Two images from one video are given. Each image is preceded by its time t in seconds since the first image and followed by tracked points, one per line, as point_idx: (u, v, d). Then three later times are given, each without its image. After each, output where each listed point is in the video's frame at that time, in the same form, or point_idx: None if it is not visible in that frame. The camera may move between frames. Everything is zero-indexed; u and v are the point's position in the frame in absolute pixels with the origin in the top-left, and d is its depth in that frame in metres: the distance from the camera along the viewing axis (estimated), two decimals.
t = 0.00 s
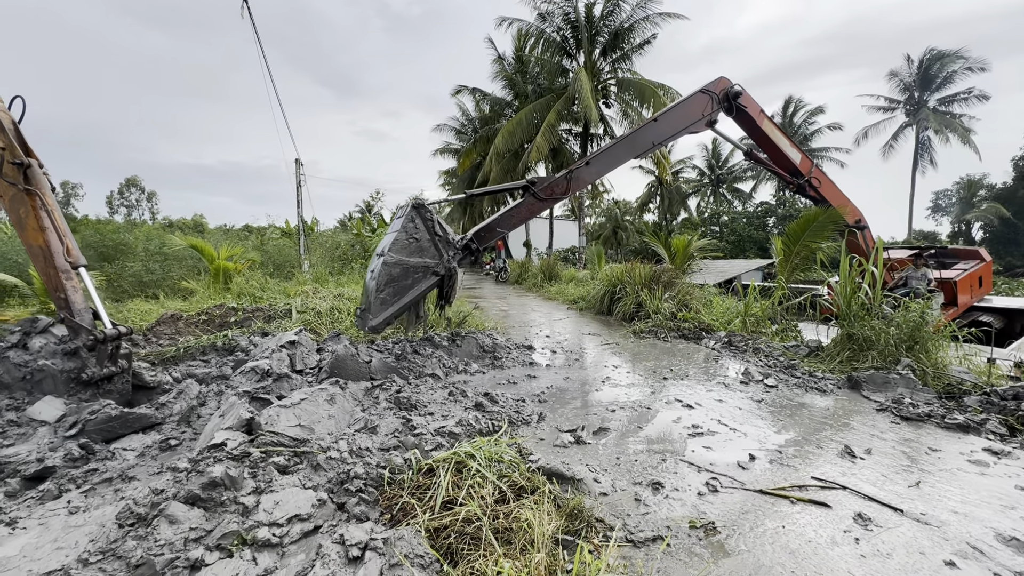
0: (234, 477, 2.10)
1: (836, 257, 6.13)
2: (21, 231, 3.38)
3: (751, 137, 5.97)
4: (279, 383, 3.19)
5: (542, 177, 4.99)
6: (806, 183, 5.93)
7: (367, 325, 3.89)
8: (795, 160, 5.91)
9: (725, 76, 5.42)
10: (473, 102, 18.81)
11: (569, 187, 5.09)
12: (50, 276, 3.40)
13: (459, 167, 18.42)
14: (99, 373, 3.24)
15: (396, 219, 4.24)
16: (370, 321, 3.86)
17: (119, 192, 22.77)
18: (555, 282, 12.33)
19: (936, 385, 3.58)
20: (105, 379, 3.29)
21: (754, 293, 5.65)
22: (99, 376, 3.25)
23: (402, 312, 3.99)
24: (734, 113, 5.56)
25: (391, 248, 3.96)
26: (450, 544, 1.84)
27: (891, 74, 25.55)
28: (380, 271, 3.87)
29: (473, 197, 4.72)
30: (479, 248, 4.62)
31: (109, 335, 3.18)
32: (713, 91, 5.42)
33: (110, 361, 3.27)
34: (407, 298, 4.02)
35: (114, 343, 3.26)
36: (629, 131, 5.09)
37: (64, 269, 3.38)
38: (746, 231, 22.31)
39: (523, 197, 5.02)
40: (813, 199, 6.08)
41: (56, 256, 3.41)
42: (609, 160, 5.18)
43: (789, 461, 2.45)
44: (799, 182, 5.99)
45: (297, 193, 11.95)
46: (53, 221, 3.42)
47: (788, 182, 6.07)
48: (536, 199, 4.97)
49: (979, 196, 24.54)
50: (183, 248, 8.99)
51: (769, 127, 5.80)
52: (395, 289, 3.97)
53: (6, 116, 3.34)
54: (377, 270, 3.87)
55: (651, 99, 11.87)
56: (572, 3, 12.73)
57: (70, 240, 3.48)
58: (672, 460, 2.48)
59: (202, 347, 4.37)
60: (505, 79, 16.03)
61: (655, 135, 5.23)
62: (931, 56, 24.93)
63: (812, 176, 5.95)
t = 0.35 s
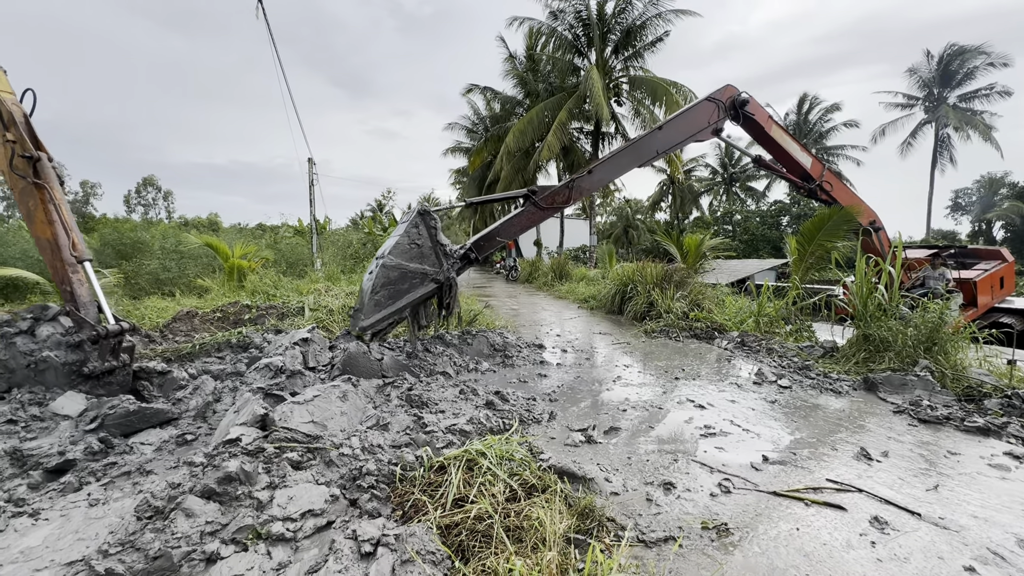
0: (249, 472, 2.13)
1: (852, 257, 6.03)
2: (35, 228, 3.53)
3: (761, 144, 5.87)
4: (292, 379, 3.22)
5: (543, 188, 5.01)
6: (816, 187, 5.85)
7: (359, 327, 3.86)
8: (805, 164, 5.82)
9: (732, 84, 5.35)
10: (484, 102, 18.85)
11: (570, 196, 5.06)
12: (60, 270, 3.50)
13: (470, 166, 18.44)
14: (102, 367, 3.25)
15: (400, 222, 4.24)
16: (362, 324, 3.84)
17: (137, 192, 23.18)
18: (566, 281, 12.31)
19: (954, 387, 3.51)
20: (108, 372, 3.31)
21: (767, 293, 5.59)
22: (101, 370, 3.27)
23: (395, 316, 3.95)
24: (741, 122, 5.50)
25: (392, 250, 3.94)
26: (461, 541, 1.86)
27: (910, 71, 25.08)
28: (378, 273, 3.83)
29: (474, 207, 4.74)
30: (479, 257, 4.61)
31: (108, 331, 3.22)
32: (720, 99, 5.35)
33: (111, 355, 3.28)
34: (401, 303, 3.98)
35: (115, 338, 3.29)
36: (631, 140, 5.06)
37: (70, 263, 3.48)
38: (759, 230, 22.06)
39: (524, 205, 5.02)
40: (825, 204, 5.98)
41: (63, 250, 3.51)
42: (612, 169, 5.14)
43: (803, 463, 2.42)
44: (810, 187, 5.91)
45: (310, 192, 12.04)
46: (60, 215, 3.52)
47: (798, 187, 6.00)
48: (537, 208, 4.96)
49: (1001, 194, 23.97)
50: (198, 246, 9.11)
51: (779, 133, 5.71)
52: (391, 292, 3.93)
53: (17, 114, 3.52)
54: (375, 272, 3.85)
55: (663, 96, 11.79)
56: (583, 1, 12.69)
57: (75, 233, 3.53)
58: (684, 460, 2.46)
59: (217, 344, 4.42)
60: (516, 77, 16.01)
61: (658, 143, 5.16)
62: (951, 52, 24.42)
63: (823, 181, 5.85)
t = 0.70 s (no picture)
0: (269, 468, 2.16)
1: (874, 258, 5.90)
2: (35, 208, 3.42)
3: (776, 151, 5.76)
4: (311, 377, 3.26)
5: (548, 199, 4.91)
6: (834, 192, 5.73)
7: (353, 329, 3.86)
8: (822, 170, 5.70)
9: (744, 93, 5.24)
10: (499, 102, 18.88)
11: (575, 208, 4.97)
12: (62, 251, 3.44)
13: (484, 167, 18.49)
14: (105, 349, 3.31)
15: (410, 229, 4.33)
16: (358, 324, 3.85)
17: (160, 193, 23.71)
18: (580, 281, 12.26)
19: (982, 392, 3.41)
20: (111, 355, 3.37)
21: (786, 294, 5.50)
22: (104, 352, 3.32)
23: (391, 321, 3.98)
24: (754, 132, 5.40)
25: (396, 255, 4.02)
26: (478, 540, 1.86)
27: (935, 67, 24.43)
28: (381, 277, 3.91)
29: (475, 217, 4.68)
30: (480, 269, 4.61)
31: (113, 311, 3.27)
32: (731, 108, 5.24)
33: (115, 337, 3.35)
34: (399, 309, 4.02)
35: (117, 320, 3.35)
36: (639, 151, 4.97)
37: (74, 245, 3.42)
38: (778, 230, 21.76)
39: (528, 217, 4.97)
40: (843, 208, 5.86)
41: (65, 232, 3.44)
42: (620, 180, 5.04)
43: (824, 467, 2.38)
44: (827, 193, 5.79)
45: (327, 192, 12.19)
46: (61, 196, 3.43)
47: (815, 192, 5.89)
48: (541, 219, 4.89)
49: None
50: (218, 246, 9.27)
51: (794, 140, 5.60)
52: (391, 297, 3.98)
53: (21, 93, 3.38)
54: (377, 276, 3.92)
55: (680, 95, 11.68)
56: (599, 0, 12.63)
57: (76, 214, 3.45)
58: (702, 462, 2.44)
59: (237, 342, 4.50)
60: (530, 77, 15.99)
61: (667, 153, 5.06)
62: (979, 46, 23.73)
63: (841, 186, 5.72)
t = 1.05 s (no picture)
0: (292, 465, 2.21)
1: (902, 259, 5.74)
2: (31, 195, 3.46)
3: (795, 155, 5.63)
4: (331, 376, 3.30)
5: (555, 200, 4.85)
6: (856, 197, 5.57)
7: (349, 327, 3.76)
8: (844, 174, 5.54)
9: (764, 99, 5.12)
10: (516, 103, 18.92)
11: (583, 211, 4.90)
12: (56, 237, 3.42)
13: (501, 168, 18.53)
14: (96, 335, 3.17)
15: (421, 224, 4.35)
16: (354, 322, 3.77)
17: (186, 196, 24.36)
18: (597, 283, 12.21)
19: (1018, 399, 3.28)
20: (107, 342, 3.26)
21: (810, 295, 5.38)
22: (95, 338, 3.17)
23: (389, 311, 3.88)
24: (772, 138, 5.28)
25: (404, 246, 4.02)
26: (497, 540, 1.88)
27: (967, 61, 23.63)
28: (385, 266, 3.90)
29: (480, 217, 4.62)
30: (482, 269, 4.56)
31: (102, 296, 3.14)
32: (749, 115, 5.13)
33: (107, 324, 3.21)
34: (398, 300, 3.92)
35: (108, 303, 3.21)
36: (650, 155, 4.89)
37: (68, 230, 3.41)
38: (800, 230, 21.35)
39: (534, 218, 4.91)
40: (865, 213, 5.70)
41: (59, 217, 3.43)
42: (631, 184, 4.96)
43: (850, 474, 2.33)
44: (850, 197, 5.63)
45: (346, 194, 12.36)
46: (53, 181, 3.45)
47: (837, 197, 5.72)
48: (548, 220, 4.83)
49: None
50: (241, 247, 9.47)
51: (815, 144, 5.46)
52: (392, 287, 3.92)
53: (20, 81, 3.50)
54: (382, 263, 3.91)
55: (699, 94, 11.54)
56: None
57: (67, 199, 3.45)
58: (722, 467, 2.41)
59: (260, 342, 4.58)
60: (548, 78, 15.97)
61: (681, 158, 4.97)
62: (1014, 40, 22.88)
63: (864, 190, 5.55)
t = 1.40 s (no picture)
0: (318, 463, 2.26)
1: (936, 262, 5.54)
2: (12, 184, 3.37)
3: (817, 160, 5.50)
4: (355, 376, 3.35)
5: (567, 203, 4.83)
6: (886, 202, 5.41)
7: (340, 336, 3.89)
8: (872, 179, 5.37)
9: (787, 106, 5.02)
10: (537, 105, 18.94)
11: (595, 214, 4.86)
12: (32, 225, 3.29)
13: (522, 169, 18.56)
14: (70, 327, 2.97)
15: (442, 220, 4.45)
16: (343, 329, 3.89)
17: (216, 198, 25.15)
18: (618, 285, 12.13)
19: None
20: (87, 333, 3.11)
21: (838, 298, 5.24)
22: (70, 331, 2.98)
23: (392, 299, 3.95)
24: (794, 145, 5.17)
25: (418, 237, 4.09)
26: (519, 541, 1.89)
27: (1009, 55, 22.62)
28: (395, 254, 3.99)
29: (490, 217, 4.62)
30: (490, 268, 4.58)
31: (75, 285, 2.92)
32: (771, 122, 5.03)
33: (83, 316, 3.02)
34: (401, 288, 3.97)
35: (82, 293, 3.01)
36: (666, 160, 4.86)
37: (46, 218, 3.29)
38: (829, 232, 20.82)
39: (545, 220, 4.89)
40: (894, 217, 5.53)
41: (35, 202, 3.27)
42: (648, 190, 4.91)
43: (881, 482, 2.26)
44: (879, 203, 5.47)
45: (369, 196, 12.55)
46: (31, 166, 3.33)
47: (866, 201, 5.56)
48: (559, 222, 4.82)
49: None
50: (268, 249, 9.70)
51: (840, 150, 5.32)
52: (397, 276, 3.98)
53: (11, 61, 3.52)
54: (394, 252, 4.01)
55: (724, 94, 11.35)
56: None
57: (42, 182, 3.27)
58: (747, 473, 2.36)
59: (286, 341, 4.67)
60: (569, 79, 15.93)
61: (699, 164, 4.90)
62: None
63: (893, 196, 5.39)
